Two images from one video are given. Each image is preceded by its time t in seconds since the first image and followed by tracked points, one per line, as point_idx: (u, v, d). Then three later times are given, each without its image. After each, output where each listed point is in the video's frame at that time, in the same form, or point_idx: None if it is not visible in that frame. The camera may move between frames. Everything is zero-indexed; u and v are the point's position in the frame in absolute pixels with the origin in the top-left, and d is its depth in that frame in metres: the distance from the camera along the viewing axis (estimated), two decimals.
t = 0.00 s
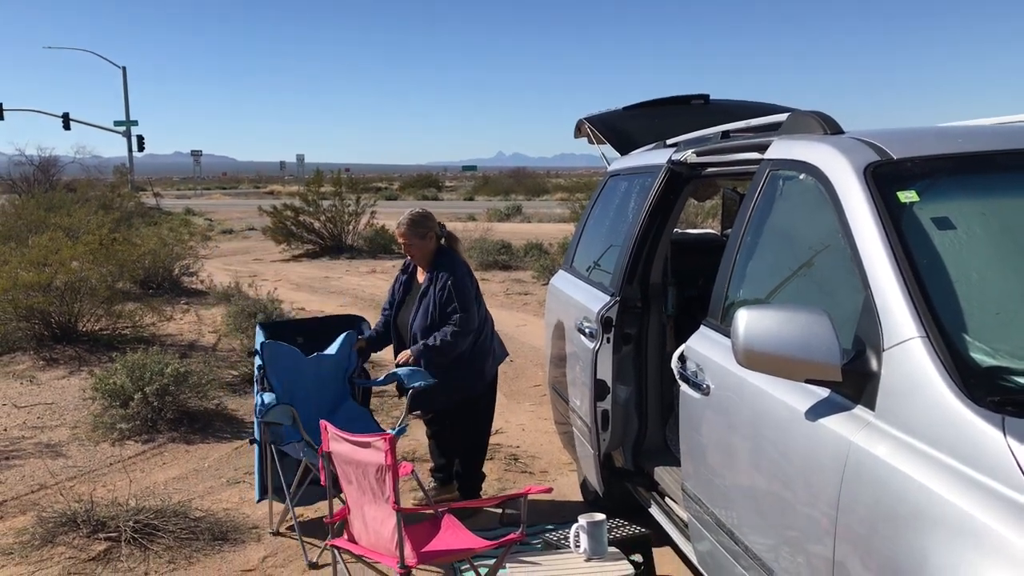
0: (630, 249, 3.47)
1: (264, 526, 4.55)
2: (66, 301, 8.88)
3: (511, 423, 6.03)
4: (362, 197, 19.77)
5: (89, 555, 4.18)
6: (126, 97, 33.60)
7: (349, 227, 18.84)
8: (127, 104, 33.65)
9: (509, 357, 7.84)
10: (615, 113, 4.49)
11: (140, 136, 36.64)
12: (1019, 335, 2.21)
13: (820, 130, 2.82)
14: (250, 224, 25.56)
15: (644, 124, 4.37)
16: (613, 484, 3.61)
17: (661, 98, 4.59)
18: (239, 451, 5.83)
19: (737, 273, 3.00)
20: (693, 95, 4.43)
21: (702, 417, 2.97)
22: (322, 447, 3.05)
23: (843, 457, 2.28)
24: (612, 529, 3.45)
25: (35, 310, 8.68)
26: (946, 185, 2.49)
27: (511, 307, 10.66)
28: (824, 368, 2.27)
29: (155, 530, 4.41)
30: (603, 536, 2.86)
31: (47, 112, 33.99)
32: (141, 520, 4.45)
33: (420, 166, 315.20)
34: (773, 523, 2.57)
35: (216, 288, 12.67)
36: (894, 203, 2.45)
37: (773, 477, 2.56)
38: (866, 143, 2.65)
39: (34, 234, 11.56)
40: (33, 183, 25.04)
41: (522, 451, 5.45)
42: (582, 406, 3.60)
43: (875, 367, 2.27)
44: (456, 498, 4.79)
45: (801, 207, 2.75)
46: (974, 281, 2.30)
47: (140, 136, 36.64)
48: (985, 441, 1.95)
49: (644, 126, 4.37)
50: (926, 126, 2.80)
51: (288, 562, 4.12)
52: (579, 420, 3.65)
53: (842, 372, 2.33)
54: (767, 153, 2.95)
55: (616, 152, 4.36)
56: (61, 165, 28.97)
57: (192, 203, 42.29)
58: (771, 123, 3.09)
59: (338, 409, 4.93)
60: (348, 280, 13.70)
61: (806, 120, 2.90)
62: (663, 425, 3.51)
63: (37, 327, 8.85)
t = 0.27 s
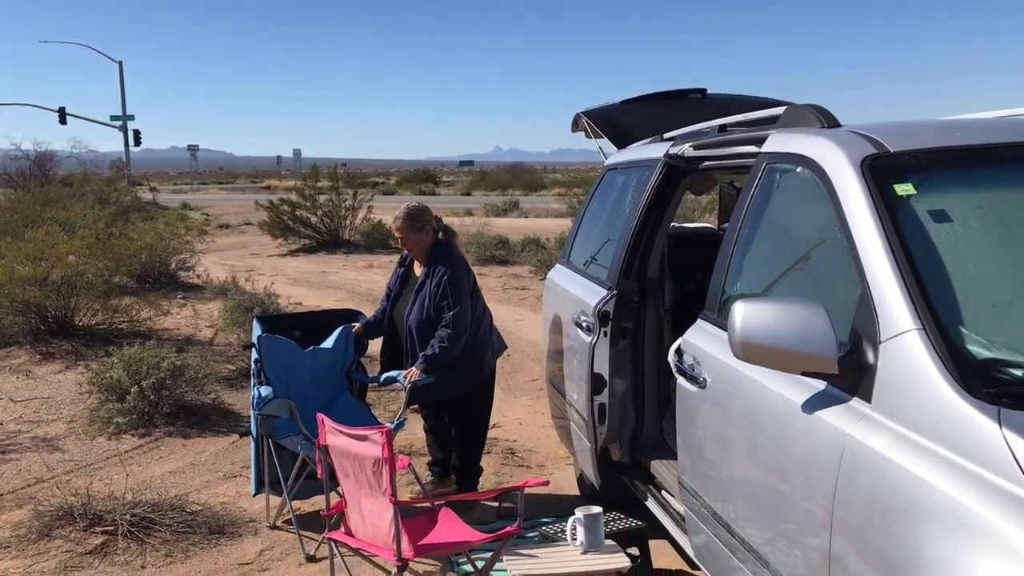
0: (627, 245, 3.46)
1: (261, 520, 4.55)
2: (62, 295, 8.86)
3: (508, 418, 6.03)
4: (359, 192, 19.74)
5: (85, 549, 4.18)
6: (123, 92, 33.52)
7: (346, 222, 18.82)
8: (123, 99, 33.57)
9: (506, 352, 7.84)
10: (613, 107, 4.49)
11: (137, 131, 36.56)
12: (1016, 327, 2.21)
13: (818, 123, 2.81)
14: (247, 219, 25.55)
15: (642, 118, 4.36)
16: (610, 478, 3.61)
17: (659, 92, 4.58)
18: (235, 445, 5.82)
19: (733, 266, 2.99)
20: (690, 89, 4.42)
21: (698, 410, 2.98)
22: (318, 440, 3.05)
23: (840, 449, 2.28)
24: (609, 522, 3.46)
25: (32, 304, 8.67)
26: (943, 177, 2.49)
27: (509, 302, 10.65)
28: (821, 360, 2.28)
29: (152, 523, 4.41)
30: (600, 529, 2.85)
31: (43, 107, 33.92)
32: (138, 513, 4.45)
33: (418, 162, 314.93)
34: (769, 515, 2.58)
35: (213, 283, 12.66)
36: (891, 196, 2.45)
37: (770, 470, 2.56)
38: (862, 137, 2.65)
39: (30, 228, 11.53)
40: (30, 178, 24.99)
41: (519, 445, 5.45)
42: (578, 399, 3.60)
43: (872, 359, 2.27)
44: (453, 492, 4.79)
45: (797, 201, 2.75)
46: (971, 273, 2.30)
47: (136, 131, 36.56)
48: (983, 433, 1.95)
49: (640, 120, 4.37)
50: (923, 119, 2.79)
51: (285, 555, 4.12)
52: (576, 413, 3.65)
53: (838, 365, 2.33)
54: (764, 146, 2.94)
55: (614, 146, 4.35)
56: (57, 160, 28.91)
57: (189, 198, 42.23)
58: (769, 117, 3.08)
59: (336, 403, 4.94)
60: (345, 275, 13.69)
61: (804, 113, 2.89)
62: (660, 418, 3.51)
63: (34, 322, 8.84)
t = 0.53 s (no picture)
0: (623, 239, 3.47)
1: (257, 514, 4.55)
2: (57, 290, 8.85)
3: (504, 412, 6.03)
4: (354, 187, 19.71)
5: (81, 543, 4.18)
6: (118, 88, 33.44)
7: (341, 217, 18.80)
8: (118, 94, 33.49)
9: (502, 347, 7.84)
10: (608, 101, 4.48)
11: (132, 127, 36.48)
12: (1009, 320, 2.21)
13: (812, 117, 2.81)
14: (243, 213, 25.55)
15: (638, 113, 4.36)
16: (605, 472, 3.61)
17: (654, 86, 4.58)
18: (231, 439, 5.82)
19: (728, 260, 2.99)
20: (686, 83, 4.42)
21: (693, 404, 2.98)
22: (314, 434, 3.05)
23: (834, 442, 2.29)
24: (605, 516, 3.46)
25: (27, 299, 8.65)
26: (938, 171, 2.49)
27: (505, 297, 10.65)
28: (815, 353, 2.29)
29: (147, 517, 4.40)
30: (595, 522, 2.86)
31: (38, 102, 33.84)
32: (134, 508, 4.45)
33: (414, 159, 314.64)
34: (764, 508, 2.59)
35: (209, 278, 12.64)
36: (886, 189, 2.45)
37: (764, 463, 2.57)
38: (858, 130, 2.65)
39: (24, 223, 11.50)
40: (25, 173, 24.94)
41: (515, 440, 5.45)
42: (574, 393, 3.61)
43: (866, 352, 2.28)
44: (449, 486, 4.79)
45: (792, 194, 2.75)
46: (965, 266, 2.31)
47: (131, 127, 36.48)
48: (977, 425, 1.96)
49: (636, 114, 4.37)
50: (918, 113, 2.80)
51: (281, 549, 4.12)
52: (572, 407, 3.65)
53: (833, 357, 2.33)
54: (759, 140, 2.94)
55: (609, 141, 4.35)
56: (52, 155, 28.84)
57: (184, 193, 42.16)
58: (764, 110, 3.08)
59: (331, 397, 4.95)
60: (340, 270, 13.68)
61: (798, 107, 2.89)
62: (655, 412, 3.52)
63: (29, 317, 8.83)
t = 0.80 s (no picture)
0: (613, 232, 3.47)
1: (248, 509, 4.54)
2: (47, 285, 8.81)
3: (495, 406, 6.03)
4: (346, 182, 19.68)
5: (71, 539, 4.17)
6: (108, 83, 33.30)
7: (333, 212, 18.77)
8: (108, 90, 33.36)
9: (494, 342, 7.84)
10: (599, 95, 4.48)
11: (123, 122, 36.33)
12: (998, 311, 2.22)
13: (803, 110, 2.81)
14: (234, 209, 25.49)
15: (629, 107, 4.36)
16: (597, 466, 3.61)
17: (645, 80, 4.58)
18: (222, 434, 5.81)
19: (718, 253, 2.99)
20: (677, 77, 4.42)
21: (683, 396, 2.98)
22: (304, 429, 3.04)
23: (823, 433, 2.29)
24: (596, 509, 3.46)
25: (16, 294, 8.62)
26: (928, 163, 2.50)
27: (496, 291, 10.65)
28: (804, 345, 2.29)
29: (138, 513, 4.39)
30: (585, 514, 2.85)
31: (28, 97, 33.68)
32: (124, 503, 4.43)
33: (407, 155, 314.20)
34: (754, 501, 2.59)
35: (199, 273, 12.60)
36: (875, 181, 2.45)
37: (755, 456, 2.57)
38: (847, 122, 2.65)
39: (14, 218, 11.45)
40: (14, 168, 24.82)
41: (507, 434, 5.45)
42: (565, 387, 3.61)
43: (855, 344, 2.28)
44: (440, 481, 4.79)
45: (782, 187, 2.75)
46: (953, 258, 2.31)
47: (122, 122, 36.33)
48: (965, 416, 1.97)
49: (628, 109, 4.37)
50: (907, 106, 2.80)
51: (272, 544, 4.11)
52: (563, 401, 3.65)
53: (822, 349, 2.34)
54: (749, 133, 2.94)
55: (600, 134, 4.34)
56: (41, 150, 28.71)
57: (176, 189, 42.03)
58: (754, 104, 3.08)
59: (321, 392, 4.97)
60: (332, 265, 13.66)
61: (788, 100, 2.89)
62: (646, 406, 3.52)
63: (18, 313, 8.79)
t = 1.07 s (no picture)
0: (597, 228, 3.48)
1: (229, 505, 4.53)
2: (29, 283, 8.75)
3: (480, 402, 6.04)
4: (331, 179, 19.62)
5: (53, 537, 4.14)
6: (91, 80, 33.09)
7: (318, 208, 18.72)
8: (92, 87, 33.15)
9: (479, 338, 7.84)
10: (583, 91, 4.48)
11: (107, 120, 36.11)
12: (976, 304, 2.24)
13: (785, 105, 2.82)
14: (218, 206, 25.38)
15: (612, 102, 4.37)
16: (582, 461, 3.62)
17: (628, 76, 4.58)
18: (206, 431, 5.79)
19: (700, 248, 3.00)
20: (660, 72, 4.42)
21: (666, 389, 3.00)
22: (287, 424, 3.03)
23: (804, 426, 2.31)
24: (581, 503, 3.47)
25: None
26: (908, 157, 2.51)
27: (482, 288, 10.65)
28: (784, 338, 2.30)
29: (121, 510, 4.38)
30: (569, 508, 2.86)
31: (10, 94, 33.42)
32: (107, 501, 4.42)
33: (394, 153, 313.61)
34: (737, 494, 2.60)
35: (184, 270, 12.55)
36: (856, 175, 2.47)
37: (737, 449, 2.58)
38: (828, 117, 2.66)
39: None
40: None
41: (492, 429, 5.45)
42: (549, 382, 3.61)
43: (836, 336, 2.29)
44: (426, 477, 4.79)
45: (763, 182, 2.76)
46: (932, 251, 2.33)
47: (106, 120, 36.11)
48: (944, 407, 1.99)
49: (612, 105, 4.36)
50: (887, 101, 2.81)
51: (256, 540, 4.11)
52: (548, 396, 3.66)
53: (803, 342, 2.35)
54: (731, 129, 2.95)
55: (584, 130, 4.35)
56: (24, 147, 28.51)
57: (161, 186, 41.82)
58: (737, 99, 3.08)
59: (306, 388, 4.94)
60: (317, 262, 13.63)
61: (770, 95, 2.90)
62: (631, 400, 3.52)
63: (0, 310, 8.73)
